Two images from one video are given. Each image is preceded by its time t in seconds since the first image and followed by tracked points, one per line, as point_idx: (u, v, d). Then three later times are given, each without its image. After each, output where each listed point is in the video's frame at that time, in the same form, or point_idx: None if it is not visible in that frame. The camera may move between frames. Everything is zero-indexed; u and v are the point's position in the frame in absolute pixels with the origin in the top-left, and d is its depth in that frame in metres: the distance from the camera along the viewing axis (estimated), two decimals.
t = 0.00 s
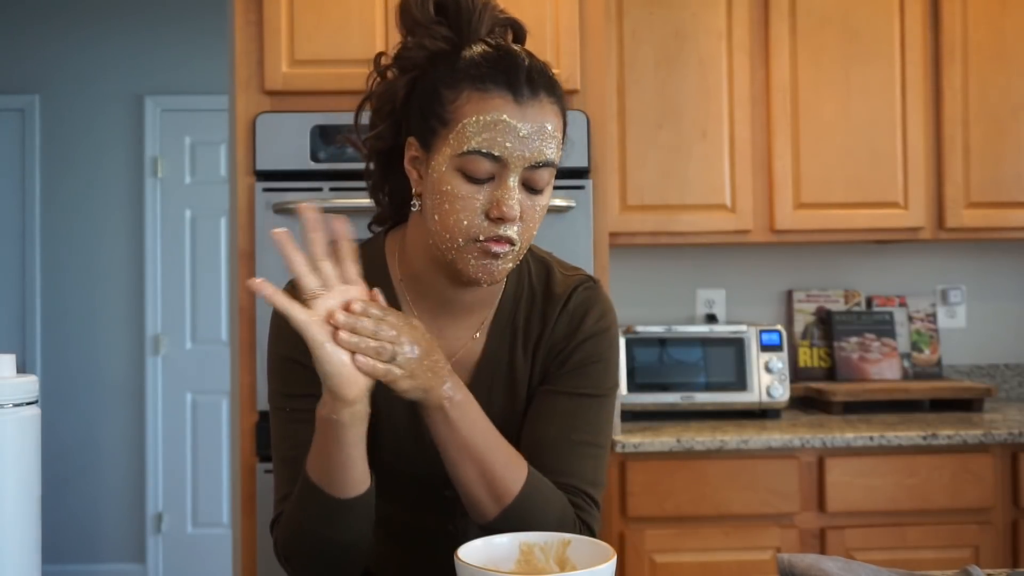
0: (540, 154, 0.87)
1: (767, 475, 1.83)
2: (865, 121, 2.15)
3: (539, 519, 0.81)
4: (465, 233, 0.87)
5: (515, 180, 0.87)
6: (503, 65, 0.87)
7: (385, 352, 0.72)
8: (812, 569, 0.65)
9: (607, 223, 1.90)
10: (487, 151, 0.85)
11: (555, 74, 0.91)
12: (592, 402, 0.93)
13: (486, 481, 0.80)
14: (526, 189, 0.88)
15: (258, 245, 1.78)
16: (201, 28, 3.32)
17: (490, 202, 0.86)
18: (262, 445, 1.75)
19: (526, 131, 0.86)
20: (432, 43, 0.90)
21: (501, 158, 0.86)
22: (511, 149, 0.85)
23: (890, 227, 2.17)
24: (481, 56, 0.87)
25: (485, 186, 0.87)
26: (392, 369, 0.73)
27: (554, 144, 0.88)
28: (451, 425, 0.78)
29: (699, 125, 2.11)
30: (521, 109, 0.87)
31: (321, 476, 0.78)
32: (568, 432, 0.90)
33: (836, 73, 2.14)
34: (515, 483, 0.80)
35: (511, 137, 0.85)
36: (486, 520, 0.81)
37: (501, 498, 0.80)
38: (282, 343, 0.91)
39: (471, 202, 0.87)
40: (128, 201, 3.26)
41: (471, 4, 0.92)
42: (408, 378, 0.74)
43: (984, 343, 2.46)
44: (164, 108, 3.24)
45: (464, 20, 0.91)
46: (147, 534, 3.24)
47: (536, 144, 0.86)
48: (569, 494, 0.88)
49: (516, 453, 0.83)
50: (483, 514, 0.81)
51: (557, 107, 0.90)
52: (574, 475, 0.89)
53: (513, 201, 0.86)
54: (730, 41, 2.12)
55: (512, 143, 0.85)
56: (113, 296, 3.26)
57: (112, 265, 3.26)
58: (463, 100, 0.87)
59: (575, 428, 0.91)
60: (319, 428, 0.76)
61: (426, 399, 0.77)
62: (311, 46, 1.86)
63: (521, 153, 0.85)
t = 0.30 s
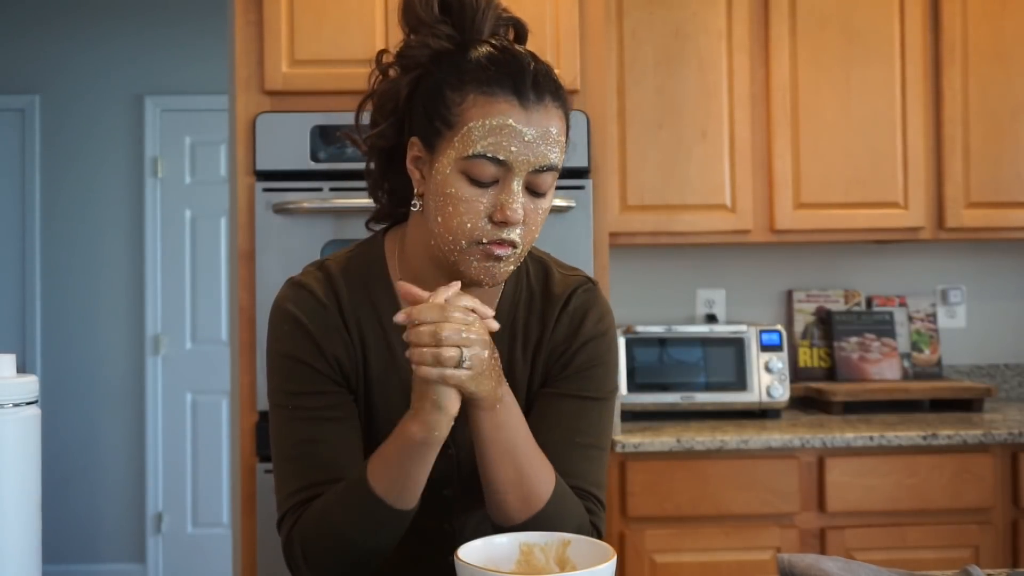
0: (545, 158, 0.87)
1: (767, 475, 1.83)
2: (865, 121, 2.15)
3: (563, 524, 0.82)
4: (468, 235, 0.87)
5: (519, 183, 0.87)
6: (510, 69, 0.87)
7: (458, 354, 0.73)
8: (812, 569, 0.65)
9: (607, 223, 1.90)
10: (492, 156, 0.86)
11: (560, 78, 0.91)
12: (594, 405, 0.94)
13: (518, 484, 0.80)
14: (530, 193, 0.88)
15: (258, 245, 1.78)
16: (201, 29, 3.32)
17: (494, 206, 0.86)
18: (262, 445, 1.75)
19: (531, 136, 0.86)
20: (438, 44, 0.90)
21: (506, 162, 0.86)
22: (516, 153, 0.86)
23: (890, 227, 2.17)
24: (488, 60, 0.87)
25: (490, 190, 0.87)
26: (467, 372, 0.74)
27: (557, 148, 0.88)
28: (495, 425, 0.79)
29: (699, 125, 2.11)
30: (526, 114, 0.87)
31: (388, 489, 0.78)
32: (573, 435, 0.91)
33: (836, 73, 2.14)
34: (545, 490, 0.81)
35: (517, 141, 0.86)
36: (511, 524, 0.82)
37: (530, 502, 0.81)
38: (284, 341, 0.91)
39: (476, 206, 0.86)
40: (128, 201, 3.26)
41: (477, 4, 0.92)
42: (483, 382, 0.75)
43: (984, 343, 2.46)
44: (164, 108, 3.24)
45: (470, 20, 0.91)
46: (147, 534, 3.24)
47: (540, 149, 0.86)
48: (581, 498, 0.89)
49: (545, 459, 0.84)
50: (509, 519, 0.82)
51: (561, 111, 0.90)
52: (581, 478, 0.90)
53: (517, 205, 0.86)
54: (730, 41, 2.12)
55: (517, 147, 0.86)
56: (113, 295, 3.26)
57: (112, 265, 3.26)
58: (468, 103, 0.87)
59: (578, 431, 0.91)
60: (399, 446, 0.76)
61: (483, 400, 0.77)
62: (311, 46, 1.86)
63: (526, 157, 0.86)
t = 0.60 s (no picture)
0: (530, 153, 0.87)
1: (767, 475, 1.83)
2: (865, 121, 2.15)
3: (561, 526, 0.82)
4: (451, 228, 0.88)
5: (504, 177, 0.88)
6: (501, 64, 0.88)
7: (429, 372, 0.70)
8: (812, 569, 0.65)
9: (607, 223, 1.90)
10: (476, 147, 0.87)
11: (560, 78, 0.91)
12: (594, 404, 0.93)
13: (515, 491, 0.80)
14: (516, 188, 0.89)
15: (258, 245, 1.78)
16: (201, 28, 3.32)
17: (477, 198, 0.87)
18: (261, 445, 1.75)
19: (516, 129, 0.87)
20: (443, 42, 0.90)
21: (489, 154, 0.87)
22: (499, 145, 0.87)
23: (890, 227, 2.17)
24: (482, 55, 0.88)
25: (473, 182, 0.88)
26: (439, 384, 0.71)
27: (544, 145, 0.89)
28: (488, 435, 0.78)
29: (699, 125, 2.11)
30: (513, 107, 0.88)
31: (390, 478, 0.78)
32: (571, 434, 0.91)
33: (836, 73, 2.14)
34: (542, 494, 0.81)
35: (501, 133, 0.87)
36: (506, 528, 0.82)
37: (526, 508, 0.80)
38: (284, 340, 0.91)
39: (459, 197, 0.87)
40: (128, 201, 3.26)
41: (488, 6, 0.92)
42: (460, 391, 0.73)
43: (984, 343, 2.46)
44: (164, 108, 3.24)
45: (480, 23, 0.91)
46: (147, 534, 3.25)
47: (525, 143, 0.87)
48: (577, 497, 0.89)
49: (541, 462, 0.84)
50: (506, 525, 0.82)
51: (555, 111, 0.91)
52: (580, 477, 0.90)
53: (500, 198, 0.87)
54: (729, 41, 2.12)
55: (501, 140, 0.86)
56: (113, 295, 3.26)
57: (112, 265, 3.26)
58: (458, 95, 0.89)
59: (577, 430, 0.91)
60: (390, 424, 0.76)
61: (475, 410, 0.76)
62: (311, 46, 1.86)
63: (509, 150, 0.87)
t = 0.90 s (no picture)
0: (520, 135, 0.89)
1: (767, 475, 1.83)
2: (865, 121, 2.15)
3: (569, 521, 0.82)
4: (441, 209, 0.88)
5: (494, 159, 0.89)
6: (496, 53, 0.91)
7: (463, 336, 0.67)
8: (812, 569, 0.65)
9: (607, 223, 1.90)
10: (466, 126, 0.89)
11: (557, 73, 0.94)
12: (594, 404, 0.93)
13: (528, 486, 0.80)
14: (507, 170, 0.90)
15: (257, 245, 1.78)
16: (201, 29, 3.32)
17: (466, 179, 0.88)
18: (261, 445, 1.75)
19: (505, 111, 0.89)
20: (453, 46, 0.96)
21: (478, 134, 0.89)
22: (489, 125, 0.89)
23: (890, 227, 2.17)
24: (479, 47, 0.93)
25: (464, 163, 0.89)
26: (466, 355, 0.68)
27: (534, 128, 0.90)
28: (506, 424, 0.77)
29: (699, 125, 2.11)
30: (504, 91, 0.90)
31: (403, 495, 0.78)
32: (572, 434, 0.91)
33: (836, 73, 2.14)
34: (551, 489, 0.81)
35: (491, 114, 0.89)
36: (514, 524, 0.82)
37: (536, 504, 0.81)
38: (283, 339, 0.91)
39: (448, 177, 0.88)
40: (128, 201, 3.26)
41: (497, 12, 0.97)
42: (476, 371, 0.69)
43: (984, 342, 2.46)
44: (164, 108, 3.24)
45: (490, 29, 0.96)
46: (147, 534, 3.25)
47: (514, 123, 0.89)
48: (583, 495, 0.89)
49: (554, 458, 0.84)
50: (513, 519, 0.82)
51: (549, 101, 0.93)
52: (583, 476, 0.90)
53: (489, 178, 0.88)
54: (729, 41, 2.12)
55: (490, 120, 0.89)
56: (113, 295, 3.26)
57: (112, 265, 3.26)
58: (453, 82, 0.92)
59: (577, 429, 0.91)
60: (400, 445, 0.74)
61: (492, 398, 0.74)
62: (311, 46, 1.87)
63: (498, 130, 0.88)
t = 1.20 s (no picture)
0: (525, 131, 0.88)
1: (767, 475, 1.83)
2: (865, 121, 2.15)
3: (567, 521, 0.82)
4: (447, 207, 0.86)
5: (500, 155, 0.88)
6: (495, 50, 0.93)
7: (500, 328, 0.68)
8: (812, 569, 0.65)
9: (607, 223, 1.90)
10: (470, 123, 0.88)
11: (556, 70, 0.95)
12: (598, 404, 0.93)
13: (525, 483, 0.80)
14: (513, 167, 0.88)
15: (257, 245, 1.78)
16: (201, 29, 3.32)
17: (472, 175, 0.86)
18: (262, 445, 1.76)
19: (509, 106, 0.89)
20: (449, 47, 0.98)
21: (483, 130, 0.87)
22: (493, 120, 0.88)
23: (890, 227, 2.17)
24: (478, 47, 0.94)
25: (470, 160, 0.87)
26: (498, 346, 0.69)
27: (538, 123, 0.90)
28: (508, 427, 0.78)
29: (699, 125, 2.11)
30: (507, 86, 0.91)
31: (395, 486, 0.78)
32: (575, 435, 0.91)
33: (836, 73, 2.14)
34: (550, 486, 0.81)
35: (494, 110, 0.88)
36: (518, 521, 0.82)
37: (536, 500, 0.81)
38: (286, 337, 0.91)
39: (454, 175, 0.87)
40: (128, 202, 3.26)
41: (492, 13, 1.00)
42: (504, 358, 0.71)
43: (984, 343, 2.46)
44: (164, 108, 3.24)
45: (486, 27, 0.99)
46: (147, 534, 3.25)
47: (518, 118, 0.88)
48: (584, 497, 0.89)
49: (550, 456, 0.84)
50: (516, 516, 0.82)
51: (550, 96, 0.93)
52: (584, 478, 0.90)
53: (495, 174, 0.87)
54: (730, 41, 2.12)
55: (494, 116, 0.88)
56: (113, 295, 3.26)
57: (113, 265, 3.26)
58: (456, 80, 0.93)
59: (580, 429, 0.91)
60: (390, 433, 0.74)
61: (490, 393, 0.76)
62: (311, 46, 1.87)
63: (503, 126, 0.87)
